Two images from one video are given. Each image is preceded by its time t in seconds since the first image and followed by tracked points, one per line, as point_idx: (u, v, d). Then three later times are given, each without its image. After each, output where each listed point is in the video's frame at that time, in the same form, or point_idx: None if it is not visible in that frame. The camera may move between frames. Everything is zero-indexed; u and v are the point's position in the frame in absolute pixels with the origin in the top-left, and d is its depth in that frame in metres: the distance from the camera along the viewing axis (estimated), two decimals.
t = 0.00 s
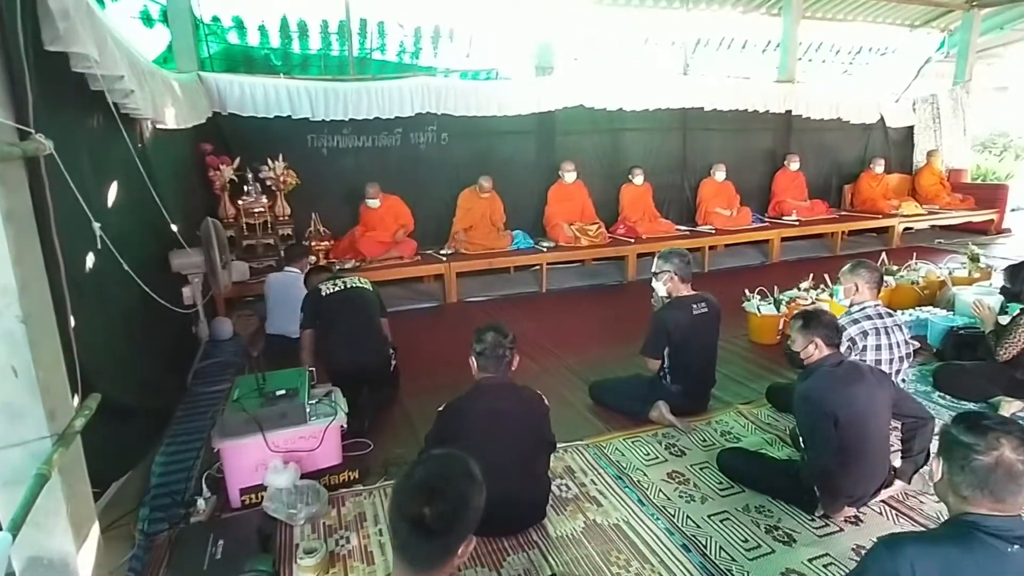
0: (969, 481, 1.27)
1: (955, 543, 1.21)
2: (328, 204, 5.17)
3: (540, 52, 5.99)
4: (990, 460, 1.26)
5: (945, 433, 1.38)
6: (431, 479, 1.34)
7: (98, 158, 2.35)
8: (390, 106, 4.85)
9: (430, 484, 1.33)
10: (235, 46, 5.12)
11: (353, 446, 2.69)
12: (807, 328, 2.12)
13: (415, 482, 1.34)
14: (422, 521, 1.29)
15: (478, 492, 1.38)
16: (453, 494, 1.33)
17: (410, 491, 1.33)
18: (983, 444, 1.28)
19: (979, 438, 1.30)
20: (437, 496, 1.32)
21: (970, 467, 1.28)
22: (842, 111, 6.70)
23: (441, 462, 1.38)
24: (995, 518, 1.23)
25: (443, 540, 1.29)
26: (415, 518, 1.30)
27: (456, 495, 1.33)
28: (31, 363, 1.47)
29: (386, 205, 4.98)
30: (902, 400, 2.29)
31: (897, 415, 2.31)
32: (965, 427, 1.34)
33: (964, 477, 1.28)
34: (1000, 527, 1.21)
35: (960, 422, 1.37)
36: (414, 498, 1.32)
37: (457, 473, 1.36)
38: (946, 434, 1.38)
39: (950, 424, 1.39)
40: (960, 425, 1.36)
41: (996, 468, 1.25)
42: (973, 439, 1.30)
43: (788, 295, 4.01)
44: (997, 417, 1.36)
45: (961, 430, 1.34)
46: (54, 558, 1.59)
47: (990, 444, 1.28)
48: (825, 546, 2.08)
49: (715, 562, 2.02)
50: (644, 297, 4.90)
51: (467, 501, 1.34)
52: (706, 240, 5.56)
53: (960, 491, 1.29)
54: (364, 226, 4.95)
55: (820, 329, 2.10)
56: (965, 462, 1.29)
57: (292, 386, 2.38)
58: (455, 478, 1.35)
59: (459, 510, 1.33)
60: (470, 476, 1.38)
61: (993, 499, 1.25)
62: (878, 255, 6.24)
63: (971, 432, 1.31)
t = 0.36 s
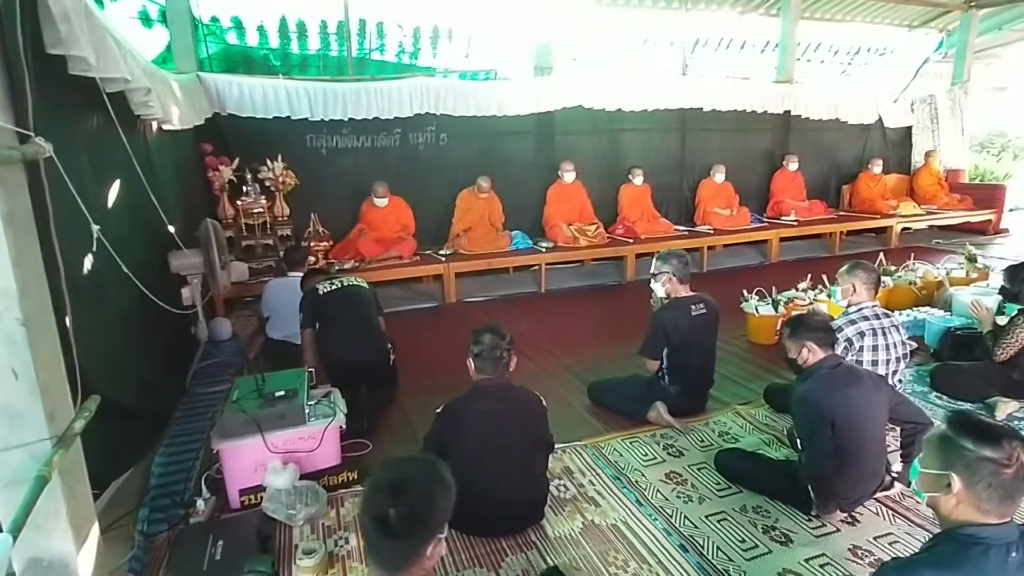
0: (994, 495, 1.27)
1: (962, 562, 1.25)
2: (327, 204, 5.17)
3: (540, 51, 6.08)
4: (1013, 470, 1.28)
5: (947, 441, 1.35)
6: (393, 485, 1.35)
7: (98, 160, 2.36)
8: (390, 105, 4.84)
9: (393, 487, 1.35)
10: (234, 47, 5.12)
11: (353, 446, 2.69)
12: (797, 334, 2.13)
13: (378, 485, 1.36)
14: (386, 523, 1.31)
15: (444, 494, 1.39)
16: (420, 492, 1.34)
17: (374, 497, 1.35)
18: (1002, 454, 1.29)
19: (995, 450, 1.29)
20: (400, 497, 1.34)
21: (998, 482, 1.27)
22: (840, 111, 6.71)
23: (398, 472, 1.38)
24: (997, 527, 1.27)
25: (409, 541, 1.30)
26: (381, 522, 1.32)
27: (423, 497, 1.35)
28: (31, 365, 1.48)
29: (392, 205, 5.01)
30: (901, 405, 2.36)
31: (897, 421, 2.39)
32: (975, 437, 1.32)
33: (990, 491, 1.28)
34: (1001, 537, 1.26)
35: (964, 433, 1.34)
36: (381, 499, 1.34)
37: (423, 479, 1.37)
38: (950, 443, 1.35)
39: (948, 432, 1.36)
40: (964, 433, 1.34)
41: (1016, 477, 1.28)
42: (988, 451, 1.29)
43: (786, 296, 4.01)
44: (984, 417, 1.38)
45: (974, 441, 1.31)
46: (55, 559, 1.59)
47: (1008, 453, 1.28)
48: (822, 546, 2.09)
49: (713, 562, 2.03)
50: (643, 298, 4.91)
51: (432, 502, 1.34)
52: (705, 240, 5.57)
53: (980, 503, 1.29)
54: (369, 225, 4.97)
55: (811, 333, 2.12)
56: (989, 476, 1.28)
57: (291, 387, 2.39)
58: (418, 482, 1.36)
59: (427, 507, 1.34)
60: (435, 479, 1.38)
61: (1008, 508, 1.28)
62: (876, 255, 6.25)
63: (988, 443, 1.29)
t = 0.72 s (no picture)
0: (985, 509, 1.30)
1: None
2: (323, 205, 5.17)
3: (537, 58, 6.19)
4: (1002, 482, 1.30)
5: (936, 454, 1.37)
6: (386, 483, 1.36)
7: (96, 163, 2.36)
8: (386, 106, 4.85)
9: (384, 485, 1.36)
10: (230, 48, 5.12)
11: (350, 448, 2.71)
12: (782, 344, 2.20)
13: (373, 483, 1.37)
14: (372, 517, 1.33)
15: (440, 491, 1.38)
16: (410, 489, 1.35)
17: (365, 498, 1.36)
18: (990, 467, 1.31)
19: (985, 465, 1.31)
20: (391, 489, 1.35)
21: (988, 496, 1.29)
22: (834, 113, 6.75)
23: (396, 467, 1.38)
24: (989, 538, 1.30)
25: (394, 532, 1.31)
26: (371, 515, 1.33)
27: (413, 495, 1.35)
28: (32, 369, 1.49)
29: (391, 207, 5.05)
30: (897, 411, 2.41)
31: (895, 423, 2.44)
32: (963, 451, 1.34)
33: (981, 505, 1.30)
34: (993, 547, 1.29)
35: (953, 448, 1.35)
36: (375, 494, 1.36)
37: (417, 477, 1.37)
38: (939, 457, 1.37)
39: (937, 446, 1.38)
40: (953, 447, 1.36)
41: (1005, 489, 1.30)
42: (978, 466, 1.31)
43: (781, 297, 4.02)
44: (971, 427, 1.40)
45: (964, 455, 1.33)
46: (55, 562, 1.60)
47: (997, 466, 1.30)
48: (815, 545, 2.12)
49: (707, 562, 2.05)
50: (638, 299, 4.94)
51: (423, 498, 1.35)
52: (700, 241, 5.60)
53: (972, 516, 1.32)
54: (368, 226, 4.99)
55: (801, 338, 2.15)
56: (979, 490, 1.30)
57: (290, 390, 2.40)
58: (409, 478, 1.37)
59: (417, 504, 1.35)
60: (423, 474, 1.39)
61: (999, 519, 1.30)
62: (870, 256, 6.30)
63: (976, 458, 1.31)
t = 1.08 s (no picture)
0: (973, 512, 1.30)
1: None
2: (313, 207, 5.13)
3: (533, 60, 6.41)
4: (988, 485, 1.30)
5: (921, 461, 1.37)
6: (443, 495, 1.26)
7: (80, 165, 2.32)
8: (377, 107, 4.82)
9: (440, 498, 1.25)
10: (218, 48, 5.07)
11: (342, 452, 2.68)
12: (790, 340, 2.17)
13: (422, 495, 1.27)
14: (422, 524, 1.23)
15: (479, 496, 1.30)
16: (458, 501, 1.26)
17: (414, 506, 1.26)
18: (975, 470, 1.31)
19: (969, 469, 1.31)
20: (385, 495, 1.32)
21: (976, 500, 1.30)
22: (823, 115, 6.79)
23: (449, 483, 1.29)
24: (977, 540, 1.30)
25: (450, 550, 1.21)
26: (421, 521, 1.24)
27: (464, 506, 1.26)
28: (14, 376, 1.45)
29: (377, 209, 4.99)
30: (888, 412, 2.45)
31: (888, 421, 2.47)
32: (948, 455, 1.34)
33: (970, 509, 1.30)
34: (981, 549, 1.29)
35: (937, 453, 1.35)
36: (422, 507, 1.25)
37: (448, 488, 1.28)
38: (924, 463, 1.37)
39: (921, 451, 1.38)
40: (937, 453, 1.36)
41: (991, 492, 1.30)
42: (963, 471, 1.31)
43: (772, 298, 4.06)
44: (954, 430, 1.40)
45: (949, 461, 1.33)
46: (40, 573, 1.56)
47: (981, 469, 1.31)
48: (807, 545, 2.12)
49: (700, 563, 2.04)
50: (630, 299, 4.94)
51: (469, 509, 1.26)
52: (691, 241, 5.62)
53: (960, 520, 1.32)
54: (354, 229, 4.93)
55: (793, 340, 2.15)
56: (966, 495, 1.30)
57: (279, 394, 2.37)
58: (459, 492, 1.28)
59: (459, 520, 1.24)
60: (469, 490, 1.29)
61: (987, 521, 1.31)
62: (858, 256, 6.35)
63: (961, 462, 1.32)
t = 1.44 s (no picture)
0: (952, 505, 1.32)
1: None
2: (300, 210, 5.10)
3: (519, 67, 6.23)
4: (965, 477, 1.32)
5: (900, 456, 1.40)
6: (521, 471, 1.32)
7: (66, 170, 2.29)
8: (364, 111, 4.80)
9: (519, 473, 1.31)
10: (203, 50, 5.03)
11: (333, 457, 2.67)
12: (779, 329, 2.19)
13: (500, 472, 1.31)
14: (510, 495, 1.27)
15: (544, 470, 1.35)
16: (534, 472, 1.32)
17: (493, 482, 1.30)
18: (951, 463, 1.33)
19: (945, 462, 1.33)
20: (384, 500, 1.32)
21: (953, 492, 1.32)
22: (807, 118, 6.87)
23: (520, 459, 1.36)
24: (957, 534, 1.32)
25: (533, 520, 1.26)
26: (504, 495, 1.28)
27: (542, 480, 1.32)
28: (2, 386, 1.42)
29: (359, 212, 4.93)
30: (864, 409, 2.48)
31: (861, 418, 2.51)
32: (925, 450, 1.37)
33: (948, 502, 1.32)
34: (962, 543, 1.30)
35: (913, 448, 1.38)
36: (503, 483, 1.30)
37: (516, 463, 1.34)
38: (903, 458, 1.40)
39: (900, 447, 1.41)
40: (915, 448, 1.39)
41: (967, 484, 1.33)
42: (940, 464, 1.34)
43: (758, 298, 4.10)
44: (931, 426, 1.42)
45: (926, 455, 1.36)
46: None
47: (957, 462, 1.33)
48: (795, 543, 2.14)
49: (692, 563, 2.06)
50: (619, 301, 4.96)
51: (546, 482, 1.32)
52: (678, 243, 5.65)
53: (940, 513, 1.34)
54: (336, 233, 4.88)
55: (790, 334, 2.16)
56: (943, 487, 1.33)
57: (270, 400, 2.35)
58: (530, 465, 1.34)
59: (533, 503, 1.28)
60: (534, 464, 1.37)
61: (965, 513, 1.32)
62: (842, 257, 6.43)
63: (937, 456, 1.34)
